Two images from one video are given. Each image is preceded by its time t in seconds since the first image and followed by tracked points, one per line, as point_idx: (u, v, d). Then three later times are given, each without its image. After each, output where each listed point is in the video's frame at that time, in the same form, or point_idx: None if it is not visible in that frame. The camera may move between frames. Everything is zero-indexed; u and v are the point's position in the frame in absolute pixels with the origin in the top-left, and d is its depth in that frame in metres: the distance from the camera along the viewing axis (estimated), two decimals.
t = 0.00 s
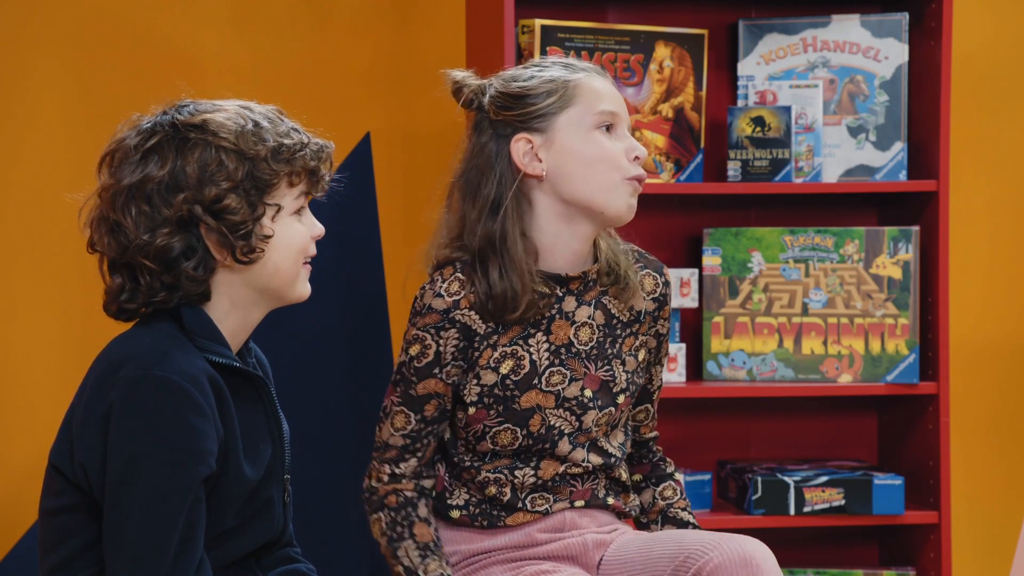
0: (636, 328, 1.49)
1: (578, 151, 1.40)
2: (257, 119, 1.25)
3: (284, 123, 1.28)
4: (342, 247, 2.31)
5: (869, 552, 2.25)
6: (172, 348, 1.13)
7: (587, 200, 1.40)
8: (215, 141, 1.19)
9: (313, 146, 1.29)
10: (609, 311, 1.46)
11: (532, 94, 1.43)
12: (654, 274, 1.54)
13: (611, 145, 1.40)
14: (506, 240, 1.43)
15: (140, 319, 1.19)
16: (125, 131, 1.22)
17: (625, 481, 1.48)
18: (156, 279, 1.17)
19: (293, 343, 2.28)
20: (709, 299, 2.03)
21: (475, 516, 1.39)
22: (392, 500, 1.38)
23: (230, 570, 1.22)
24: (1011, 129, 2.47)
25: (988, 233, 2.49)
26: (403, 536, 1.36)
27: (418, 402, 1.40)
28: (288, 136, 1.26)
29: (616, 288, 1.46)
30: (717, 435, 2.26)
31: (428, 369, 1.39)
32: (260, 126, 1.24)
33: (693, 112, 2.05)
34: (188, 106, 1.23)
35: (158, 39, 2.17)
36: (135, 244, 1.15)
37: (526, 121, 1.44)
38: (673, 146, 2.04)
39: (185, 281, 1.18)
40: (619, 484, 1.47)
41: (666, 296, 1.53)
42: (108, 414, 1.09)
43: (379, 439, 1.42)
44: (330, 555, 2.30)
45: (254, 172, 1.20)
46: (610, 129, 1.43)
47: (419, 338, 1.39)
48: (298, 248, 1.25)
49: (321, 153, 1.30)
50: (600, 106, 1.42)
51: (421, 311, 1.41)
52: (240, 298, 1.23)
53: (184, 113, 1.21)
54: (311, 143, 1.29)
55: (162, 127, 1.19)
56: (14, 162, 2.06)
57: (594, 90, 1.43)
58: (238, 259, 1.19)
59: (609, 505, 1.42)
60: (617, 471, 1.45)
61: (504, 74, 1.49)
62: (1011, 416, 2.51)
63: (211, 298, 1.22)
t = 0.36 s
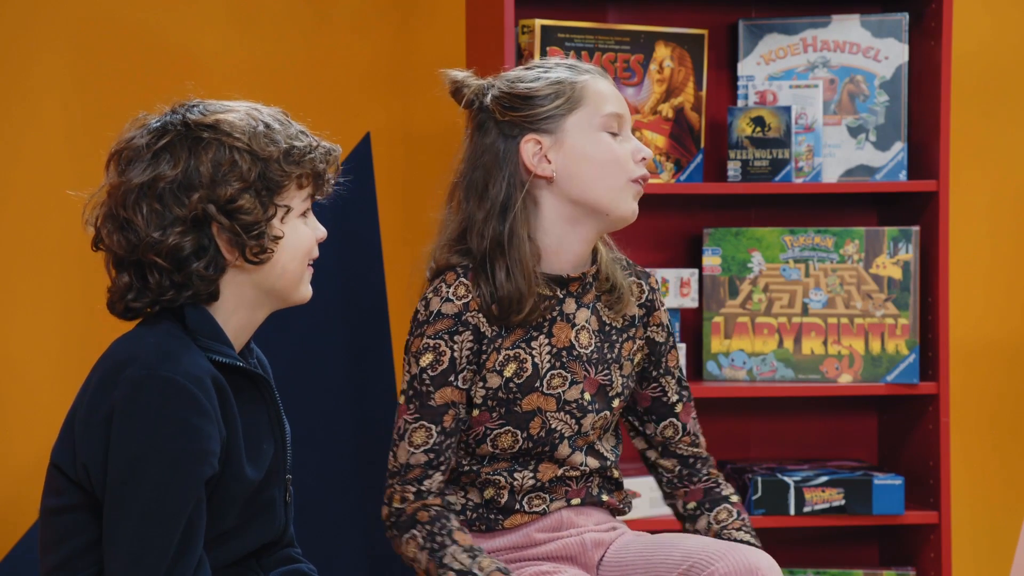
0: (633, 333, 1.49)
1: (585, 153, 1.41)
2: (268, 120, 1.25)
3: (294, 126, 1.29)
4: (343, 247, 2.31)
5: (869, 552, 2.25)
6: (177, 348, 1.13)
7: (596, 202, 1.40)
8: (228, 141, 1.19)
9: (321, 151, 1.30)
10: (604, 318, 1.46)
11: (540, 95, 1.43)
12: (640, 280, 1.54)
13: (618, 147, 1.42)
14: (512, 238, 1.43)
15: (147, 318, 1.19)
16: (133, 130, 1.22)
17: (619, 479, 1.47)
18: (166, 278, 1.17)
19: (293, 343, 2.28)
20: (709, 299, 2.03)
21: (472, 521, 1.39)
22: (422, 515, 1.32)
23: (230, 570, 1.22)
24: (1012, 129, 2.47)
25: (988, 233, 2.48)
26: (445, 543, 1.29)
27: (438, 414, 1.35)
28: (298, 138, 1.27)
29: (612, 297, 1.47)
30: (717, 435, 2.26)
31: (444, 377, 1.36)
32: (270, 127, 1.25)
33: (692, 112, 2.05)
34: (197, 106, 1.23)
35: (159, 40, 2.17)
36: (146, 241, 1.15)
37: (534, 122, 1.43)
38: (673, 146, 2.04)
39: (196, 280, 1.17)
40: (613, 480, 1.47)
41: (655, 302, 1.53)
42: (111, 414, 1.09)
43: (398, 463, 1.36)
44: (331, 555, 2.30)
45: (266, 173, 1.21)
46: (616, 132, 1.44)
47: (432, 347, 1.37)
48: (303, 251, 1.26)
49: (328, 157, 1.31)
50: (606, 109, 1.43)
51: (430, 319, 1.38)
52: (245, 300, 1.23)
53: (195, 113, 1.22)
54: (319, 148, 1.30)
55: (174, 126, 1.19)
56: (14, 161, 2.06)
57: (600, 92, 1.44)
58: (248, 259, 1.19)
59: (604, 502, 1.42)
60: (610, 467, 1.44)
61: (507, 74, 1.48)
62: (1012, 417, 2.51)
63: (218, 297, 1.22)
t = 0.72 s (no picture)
0: (635, 334, 1.49)
1: (587, 155, 1.41)
2: (257, 115, 1.24)
3: (285, 121, 1.28)
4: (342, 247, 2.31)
5: (869, 552, 2.25)
6: (163, 344, 1.13)
7: (595, 203, 1.40)
8: (213, 134, 1.18)
9: (311, 145, 1.28)
10: (606, 318, 1.46)
11: (544, 94, 1.43)
12: (640, 279, 1.54)
13: (619, 150, 1.42)
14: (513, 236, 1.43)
15: (135, 308, 1.19)
16: (125, 121, 1.22)
17: (619, 477, 1.47)
18: (149, 268, 1.17)
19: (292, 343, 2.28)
20: (709, 299, 2.03)
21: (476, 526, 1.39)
22: (462, 532, 1.29)
23: (231, 566, 1.21)
24: (1011, 129, 2.47)
25: (987, 233, 2.49)
26: (489, 567, 1.27)
27: (460, 416, 1.34)
28: (288, 133, 1.26)
29: (611, 295, 1.47)
30: (717, 435, 2.25)
31: (459, 378, 1.35)
32: (260, 122, 1.23)
33: (693, 112, 2.05)
34: (189, 99, 1.22)
35: (158, 39, 2.17)
36: (129, 232, 1.15)
37: (536, 121, 1.43)
38: (673, 146, 2.04)
39: (178, 272, 1.17)
40: (614, 479, 1.47)
41: (656, 303, 1.53)
42: (101, 411, 1.09)
43: (421, 470, 1.33)
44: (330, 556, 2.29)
45: (251, 168, 1.20)
46: (618, 134, 1.44)
47: (445, 349, 1.36)
48: (291, 247, 1.24)
49: (319, 152, 1.29)
50: (609, 110, 1.43)
51: (440, 322, 1.38)
52: (234, 294, 1.23)
53: (185, 105, 1.21)
54: (308, 141, 1.28)
55: (162, 118, 1.18)
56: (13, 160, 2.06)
57: (604, 94, 1.44)
58: (230, 253, 1.19)
59: (605, 500, 1.42)
60: (610, 464, 1.44)
61: (511, 72, 1.48)
62: (1012, 416, 2.52)
63: (203, 290, 1.21)
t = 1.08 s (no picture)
0: (638, 335, 1.48)
1: (593, 159, 1.41)
2: (227, 113, 1.24)
3: (255, 117, 1.27)
4: (342, 247, 2.31)
5: (869, 552, 2.25)
6: (149, 346, 1.13)
7: (603, 209, 1.40)
8: (183, 135, 1.18)
9: (283, 138, 1.28)
10: (610, 319, 1.46)
11: (546, 101, 1.43)
12: (645, 280, 1.53)
13: (624, 153, 1.41)
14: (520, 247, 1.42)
15: (120, 314, 1.19)
16: (96, 128, 1.22)
17: (620, 479, 1.47)
18: (127, 273, 1.16)
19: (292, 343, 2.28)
20: (709, 299, 2.03)
21: (476, 526, 1.39)
22: (441, 531, 1.29)
23: (227, 565, 1.22)
24: (1011, 129, 2.47)
25: (988, 233, 2.49)
26: (464, 566, 1.27)
27: (451, 416, 1.34)
28: (258, 129, 1.25)
29: (616, 296, 1.47)
30: (717, 435, 2.25)
31: (454, 379, 1.35)
32: (229, 119, 1.23)
33: (692, 112, 2.05)
34: (157, 102, 1.22)
35: (157, 39, 2.17)
36: (107, 239, 1.15)
37: (540, 128, 1.43)
38: (672, 146, 2.04)
39: (157, 274, 1.17)
40: (614, 481, 1.46)
41: (661, 303, 1.53)
42: (89, 415, 1.09)
43: (407, 468, 1.33)
44: (330, 556, 2.29)
45: (224, 165, 1.20)
46: (622, 138, 1.43)
47: (442, 348, 1.36)
48: (271, 242, 1.24)
49: (292, 145, 1.29)
50: (612, 115, 1.43)
51: (440, 321, 1.38)
52: (218, 291, 1.23)
53: (153, 109, 1.21)
54: (280, 135, 1.28)
55: (130, 123, 1.18)
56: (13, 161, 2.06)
57: (607, 97, 1.44)
58: (209, 252, 1.18)
59: (605, 502, 1.43)
60: (611, 467, 1.44)
61: (511, 77, 1.48)
62: (1011, 416, 2.52)
63: (185, 292, 1.21)
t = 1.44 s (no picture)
0: (637, 333, 1.49)
1: (588, 160, 1.41)
2: (237, 115, 1.24)
3: (265, 119, 1.27)
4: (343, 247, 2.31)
5: (870, 552, 2.25)
6: (158, 350, 1.12)
7: (599, 211, 1.41)
8: (193, 139, 1.18)
9: (293, 141, 1.28)
10: (610, 317, 1.46)
11: (540, 103, 1.43)
12: (643, 279, 1.53)
13: (620, 154, 1.42)
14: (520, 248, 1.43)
15: (131, 319, 1.19)
16: (106, 132, 1.22)
17: (621, 479, 1.47)
18: (139, 278, 1.16)
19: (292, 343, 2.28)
20: (709, 299, 2.03)
21: (477, 527, 1.39)
22: (439, 533, 1.29)
23: (228, 569, 1.21)
24: (1012, 129, 2.47)
25: (988, 234, 2.48)
26: (462, 568, 1.27)
27: (450, 417, 1.34)
28: (268, 131, 1.25)
29: (615, 294, 1.47)
30: (718, 435, 2.25)
31: (455, 379, 1.35)
32: (239, 122, 1.23)
33: (693, 112, 2.05)
34: (167, 105, 1.23)
35: (158, 40, 2.17)
36: (119, 243, 1.15)
37: (535, 131, 1.43)
38: (673, 146, 2.04)
39: (169, 279, 1.17)
40: (615, 481, 1.47)
41: (659, 301, 1.53)
42: (96, 418, 1.08)
43: (405, 468, 1.33)
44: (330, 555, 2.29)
45: (235, 168, 1.20)
46: (617, 139, 1.44)
47: (442, 349, 1.36)
48: (282, 244, 1.24)
49: (301, 148, 1.29)
50: (607, 117, 1.43)
51: (440, 321, 1.38)
52: (228, 295, 1.22)
53: (162, 112, 1.21)
54: (290, 138, 1.28)
55: (140, 127, 1.19)
56: (15, 161, 2.06)
57: (602, 98, 1.44)
58: (220, 256, 1.18)
59: (606, 502, 1.43)
60: (612, 465, 1.45)
61: (505, 78, 1.48)
62: (1012, 416, 2.51)
63: (197, 297, 1.21)
